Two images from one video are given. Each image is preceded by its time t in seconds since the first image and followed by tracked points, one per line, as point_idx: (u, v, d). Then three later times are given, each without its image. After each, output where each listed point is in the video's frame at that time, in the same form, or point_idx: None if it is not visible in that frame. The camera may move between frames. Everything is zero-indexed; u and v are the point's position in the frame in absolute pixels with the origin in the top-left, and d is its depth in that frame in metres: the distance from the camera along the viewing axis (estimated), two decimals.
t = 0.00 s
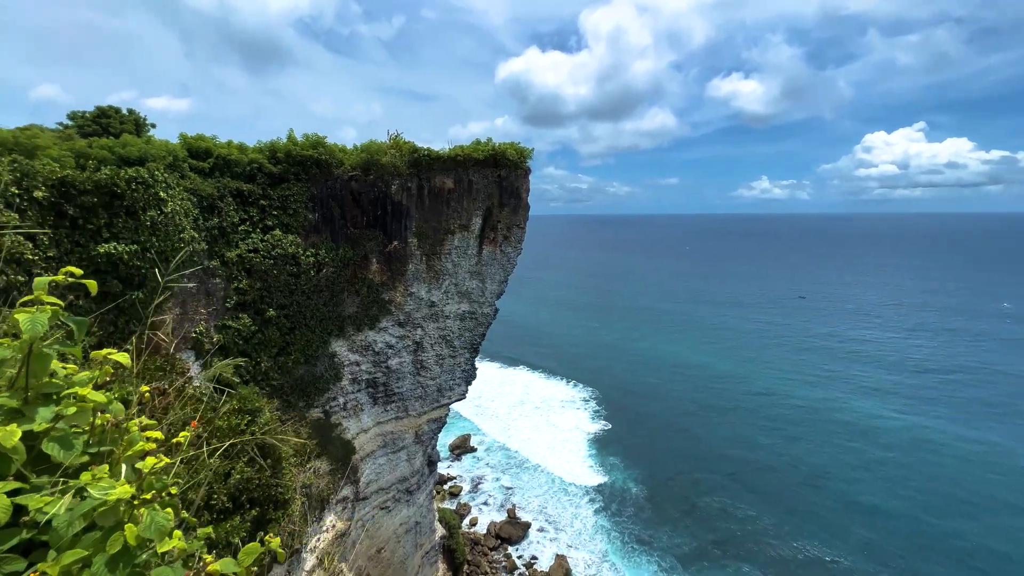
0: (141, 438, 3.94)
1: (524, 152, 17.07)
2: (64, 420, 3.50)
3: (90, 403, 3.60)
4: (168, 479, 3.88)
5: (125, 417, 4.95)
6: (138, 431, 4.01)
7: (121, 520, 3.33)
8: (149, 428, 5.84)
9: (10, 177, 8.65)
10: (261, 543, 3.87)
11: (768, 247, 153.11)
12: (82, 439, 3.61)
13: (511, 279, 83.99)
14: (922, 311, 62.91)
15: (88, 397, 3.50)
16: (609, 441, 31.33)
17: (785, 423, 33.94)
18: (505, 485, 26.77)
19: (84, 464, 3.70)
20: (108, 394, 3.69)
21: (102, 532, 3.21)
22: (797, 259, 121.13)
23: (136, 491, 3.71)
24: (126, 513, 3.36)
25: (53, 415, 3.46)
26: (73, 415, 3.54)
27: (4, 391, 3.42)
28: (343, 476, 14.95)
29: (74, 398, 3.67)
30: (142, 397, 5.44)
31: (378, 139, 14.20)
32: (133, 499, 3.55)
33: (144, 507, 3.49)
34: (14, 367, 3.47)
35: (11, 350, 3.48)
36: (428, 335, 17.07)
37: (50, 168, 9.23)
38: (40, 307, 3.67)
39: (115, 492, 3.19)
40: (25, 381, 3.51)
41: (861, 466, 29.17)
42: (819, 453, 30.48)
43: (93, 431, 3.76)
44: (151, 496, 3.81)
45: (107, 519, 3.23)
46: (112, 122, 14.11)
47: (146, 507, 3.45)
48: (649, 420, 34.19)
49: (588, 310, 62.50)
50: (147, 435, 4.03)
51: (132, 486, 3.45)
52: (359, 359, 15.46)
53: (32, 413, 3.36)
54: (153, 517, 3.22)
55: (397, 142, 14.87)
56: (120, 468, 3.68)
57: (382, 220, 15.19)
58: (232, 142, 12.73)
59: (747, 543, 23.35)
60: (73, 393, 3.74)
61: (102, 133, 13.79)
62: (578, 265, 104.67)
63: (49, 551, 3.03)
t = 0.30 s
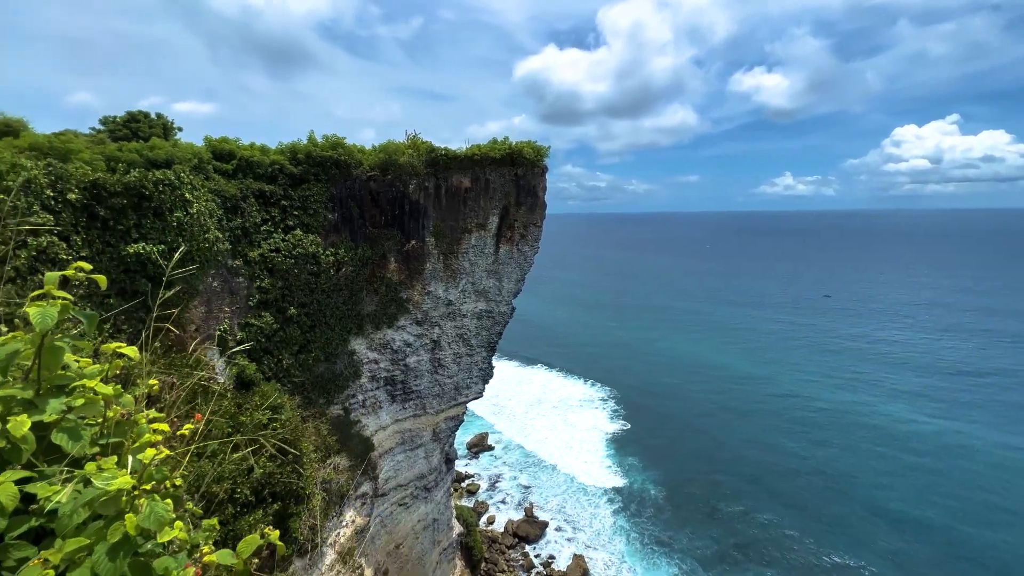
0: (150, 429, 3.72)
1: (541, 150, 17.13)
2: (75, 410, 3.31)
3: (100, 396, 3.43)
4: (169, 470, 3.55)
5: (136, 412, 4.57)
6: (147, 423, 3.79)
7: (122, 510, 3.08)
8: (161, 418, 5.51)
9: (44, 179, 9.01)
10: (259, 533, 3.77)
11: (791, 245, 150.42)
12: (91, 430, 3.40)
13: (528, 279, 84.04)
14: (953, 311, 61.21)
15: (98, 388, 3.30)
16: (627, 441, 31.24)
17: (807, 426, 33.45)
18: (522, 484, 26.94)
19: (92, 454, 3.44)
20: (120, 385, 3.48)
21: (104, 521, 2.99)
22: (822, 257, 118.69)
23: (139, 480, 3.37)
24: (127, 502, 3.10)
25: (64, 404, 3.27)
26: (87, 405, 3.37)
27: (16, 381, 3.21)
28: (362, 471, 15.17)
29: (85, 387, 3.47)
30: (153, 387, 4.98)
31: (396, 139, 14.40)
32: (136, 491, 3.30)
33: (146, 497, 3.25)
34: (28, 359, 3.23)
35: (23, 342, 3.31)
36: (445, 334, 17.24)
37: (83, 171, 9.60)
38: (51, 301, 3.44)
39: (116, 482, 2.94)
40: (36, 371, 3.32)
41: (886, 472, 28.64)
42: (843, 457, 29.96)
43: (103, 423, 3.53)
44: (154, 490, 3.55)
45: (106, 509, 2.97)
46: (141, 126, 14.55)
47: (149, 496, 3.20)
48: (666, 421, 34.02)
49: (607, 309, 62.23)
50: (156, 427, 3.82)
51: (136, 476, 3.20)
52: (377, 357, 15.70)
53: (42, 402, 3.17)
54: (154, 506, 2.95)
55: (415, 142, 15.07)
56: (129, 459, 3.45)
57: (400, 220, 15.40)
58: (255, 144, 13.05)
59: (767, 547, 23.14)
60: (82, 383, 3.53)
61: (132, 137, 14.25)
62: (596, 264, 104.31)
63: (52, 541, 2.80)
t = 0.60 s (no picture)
0: (176, 421, 3.90)
1: (557, 148, 17.17)
2: (109, 401, 3.46)
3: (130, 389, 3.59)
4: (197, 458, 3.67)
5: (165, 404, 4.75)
6: (175, 415, 3.92)
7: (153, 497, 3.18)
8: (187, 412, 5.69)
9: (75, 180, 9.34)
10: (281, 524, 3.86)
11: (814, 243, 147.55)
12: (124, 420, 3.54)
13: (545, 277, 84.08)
14: (984, 311, 59.48)
15: (131, 380, 3.48)
16: (644, 440, 31.13)
17: (829, 428, 32.95)
18: (539, 482, 27.05)
19: (124, 444, 3.59)
20: (149, 377, 3.61)
21: (137, 508, 3.03)
22: (845, 255, 116.27)
23: (168, 468, 3.51)
24: (158, 489, 3.15)
25: (98, 395, 3.41)
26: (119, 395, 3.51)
27: (53, 374, 3.37)
28: (380, 467, 15.38)
29: (117, 380, 3.61)
30: (181, 379, 5.18)
31: (413, 139, 14.58)
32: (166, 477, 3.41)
33: (175, 484, 3.35)
34: (64, 353, 3.37)
35: (60, 337, 3.47)
36: (462, 331, 17.39)
37: (113, 173, 9.94)
38: (85, 295, 3.54)
39: (148, 469, 3.04)
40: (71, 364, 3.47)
41: (912, 476, 28.10)
42: (866, 460, 29.47)
43: (134, 414, 3.71)
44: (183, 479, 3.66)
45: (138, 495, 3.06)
46: (167, 129, 14.96)
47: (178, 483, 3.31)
48: (684, 421, 33.83)
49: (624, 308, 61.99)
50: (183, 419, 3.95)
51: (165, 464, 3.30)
52: (395, 355, 15.93)
53: (78, 393, 3.31)
54: (184, 493, 3.04)
55: (432, 142, 15.23)
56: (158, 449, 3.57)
57: (417, 218, 15.58)
58: (276, 146, 13.34)
59: (787, 550, 22.93)
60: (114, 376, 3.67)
61: (159, 140, 14.68)
62: (614, 263, 103.83)
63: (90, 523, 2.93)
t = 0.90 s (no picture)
0: (208, 408, 4.01)
1: (569, 145, 17.18)
2: (145, 387, 3.57)
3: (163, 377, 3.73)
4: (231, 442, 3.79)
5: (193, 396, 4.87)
6: (206, 402, 4.03)
7: (190, 478, 3.29)
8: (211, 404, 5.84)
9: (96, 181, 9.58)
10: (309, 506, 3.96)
11: (830, 241, 145.50)
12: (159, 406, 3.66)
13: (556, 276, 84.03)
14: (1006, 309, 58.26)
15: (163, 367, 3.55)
16: (657, 439, 31.06)
17: (845, 428, 32.59)
18: (550, 480, 27.12)
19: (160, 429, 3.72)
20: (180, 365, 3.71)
21: (175, 488, 3.16)
22: (862, 252, 114.58)
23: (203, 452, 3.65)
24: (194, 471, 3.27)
25: (135, 382, 3.53)
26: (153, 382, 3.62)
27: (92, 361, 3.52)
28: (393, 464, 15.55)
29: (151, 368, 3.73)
30: (210, 370, 5.36)
31: (424, 137, 14.70)
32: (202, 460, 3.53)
33: (210, 467, 3.46)
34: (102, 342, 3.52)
35: (99, 326, 3.60)
36: (474, 329, 17.51)
37: (133, 174, 10.18)
38: (120, 287, 3.68)
39: (185, 450, 3.15)
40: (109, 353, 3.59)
41: (931, 478, 27.70)
42: (884, 462, 29.14)
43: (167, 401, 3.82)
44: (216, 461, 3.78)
45: (176, 476, 3.18)
46: (184, 130, 15.26)
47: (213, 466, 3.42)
48: (696, 420, 33.70)
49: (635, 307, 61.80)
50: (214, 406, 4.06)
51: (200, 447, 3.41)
52: (407, 352, 16.09)
53: (117, 380, 3.44)
54: (219, 474, 3.15)
55: (443, 140, 15.34)
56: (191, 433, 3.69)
57: (429, 217, 15.71)
58: (290, 145, 13.52)
59: (801, 551, 22.78)
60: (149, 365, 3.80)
61: (177, 141, 14.98)
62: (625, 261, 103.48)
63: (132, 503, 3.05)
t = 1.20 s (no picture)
0: (240, 394, 4.11)
1: (572, 145, 17.22)
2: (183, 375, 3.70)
3: (200, 364, 3.84)
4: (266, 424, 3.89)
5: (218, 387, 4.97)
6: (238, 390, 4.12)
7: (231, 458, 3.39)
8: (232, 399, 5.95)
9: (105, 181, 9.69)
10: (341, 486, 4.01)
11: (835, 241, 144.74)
12: (196, 392, 3.78)
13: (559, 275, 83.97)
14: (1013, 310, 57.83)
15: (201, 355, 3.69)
16: (661, 439, 31.06)
17: (850, 429, 32.48)
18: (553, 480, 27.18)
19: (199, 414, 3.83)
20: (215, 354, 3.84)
21: (217, 465, 3.24)
22: (867, 253, 113.99)
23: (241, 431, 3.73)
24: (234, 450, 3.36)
25: (174, 370, 3.66)
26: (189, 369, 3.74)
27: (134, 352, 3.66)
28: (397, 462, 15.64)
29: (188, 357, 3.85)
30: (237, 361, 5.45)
31: (428, 137, 14.79)
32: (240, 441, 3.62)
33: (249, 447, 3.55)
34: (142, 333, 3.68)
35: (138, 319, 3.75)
36: (478, 328, 17.59)
37: (141, 173, 10.28)
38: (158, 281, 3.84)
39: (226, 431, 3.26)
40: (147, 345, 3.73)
41: (937, 480, 27.57)
42: (889, 463, 29.02)
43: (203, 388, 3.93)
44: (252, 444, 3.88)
45: (218, 455, 3.27)
46: (190, 130, 15.38)
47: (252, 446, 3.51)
48: (700, 420, 33.66)
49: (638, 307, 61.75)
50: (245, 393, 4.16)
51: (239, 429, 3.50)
52: (411, 351, 16.19)
53: (157, 367, 3.57)
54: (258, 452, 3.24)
55: (447, 140, 15.42)
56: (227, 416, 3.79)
57: (433, 216, 15.78)
58: (295, 145, 13.61)
59: (806, 552, 22.74)
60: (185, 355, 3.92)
61: (183, 142, 15.10)
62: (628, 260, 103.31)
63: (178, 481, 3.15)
